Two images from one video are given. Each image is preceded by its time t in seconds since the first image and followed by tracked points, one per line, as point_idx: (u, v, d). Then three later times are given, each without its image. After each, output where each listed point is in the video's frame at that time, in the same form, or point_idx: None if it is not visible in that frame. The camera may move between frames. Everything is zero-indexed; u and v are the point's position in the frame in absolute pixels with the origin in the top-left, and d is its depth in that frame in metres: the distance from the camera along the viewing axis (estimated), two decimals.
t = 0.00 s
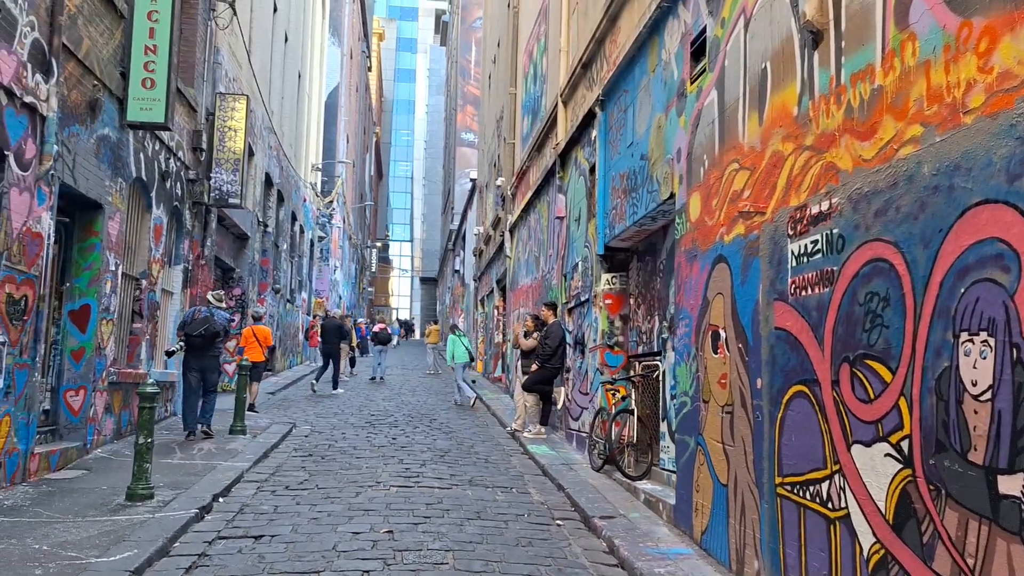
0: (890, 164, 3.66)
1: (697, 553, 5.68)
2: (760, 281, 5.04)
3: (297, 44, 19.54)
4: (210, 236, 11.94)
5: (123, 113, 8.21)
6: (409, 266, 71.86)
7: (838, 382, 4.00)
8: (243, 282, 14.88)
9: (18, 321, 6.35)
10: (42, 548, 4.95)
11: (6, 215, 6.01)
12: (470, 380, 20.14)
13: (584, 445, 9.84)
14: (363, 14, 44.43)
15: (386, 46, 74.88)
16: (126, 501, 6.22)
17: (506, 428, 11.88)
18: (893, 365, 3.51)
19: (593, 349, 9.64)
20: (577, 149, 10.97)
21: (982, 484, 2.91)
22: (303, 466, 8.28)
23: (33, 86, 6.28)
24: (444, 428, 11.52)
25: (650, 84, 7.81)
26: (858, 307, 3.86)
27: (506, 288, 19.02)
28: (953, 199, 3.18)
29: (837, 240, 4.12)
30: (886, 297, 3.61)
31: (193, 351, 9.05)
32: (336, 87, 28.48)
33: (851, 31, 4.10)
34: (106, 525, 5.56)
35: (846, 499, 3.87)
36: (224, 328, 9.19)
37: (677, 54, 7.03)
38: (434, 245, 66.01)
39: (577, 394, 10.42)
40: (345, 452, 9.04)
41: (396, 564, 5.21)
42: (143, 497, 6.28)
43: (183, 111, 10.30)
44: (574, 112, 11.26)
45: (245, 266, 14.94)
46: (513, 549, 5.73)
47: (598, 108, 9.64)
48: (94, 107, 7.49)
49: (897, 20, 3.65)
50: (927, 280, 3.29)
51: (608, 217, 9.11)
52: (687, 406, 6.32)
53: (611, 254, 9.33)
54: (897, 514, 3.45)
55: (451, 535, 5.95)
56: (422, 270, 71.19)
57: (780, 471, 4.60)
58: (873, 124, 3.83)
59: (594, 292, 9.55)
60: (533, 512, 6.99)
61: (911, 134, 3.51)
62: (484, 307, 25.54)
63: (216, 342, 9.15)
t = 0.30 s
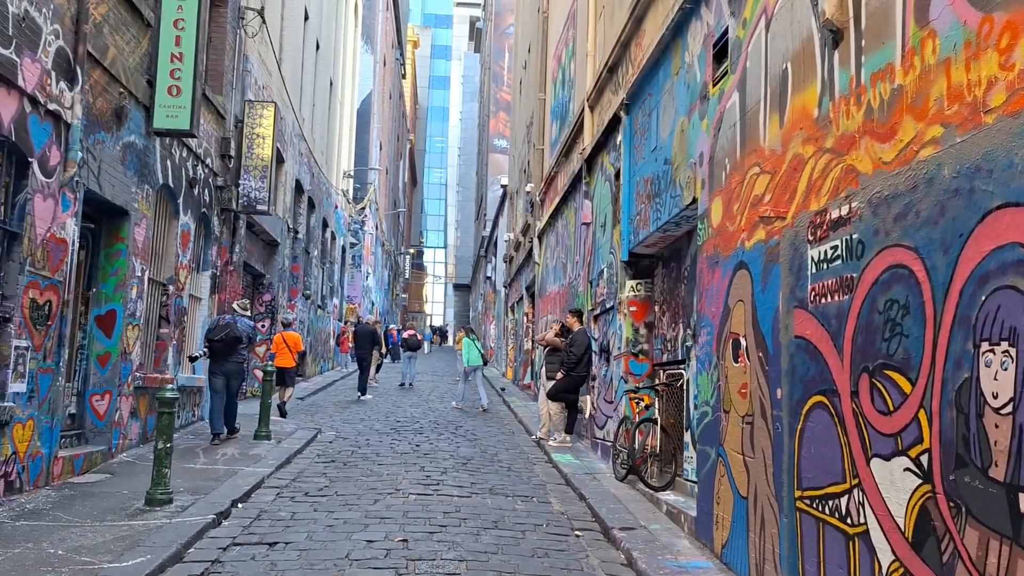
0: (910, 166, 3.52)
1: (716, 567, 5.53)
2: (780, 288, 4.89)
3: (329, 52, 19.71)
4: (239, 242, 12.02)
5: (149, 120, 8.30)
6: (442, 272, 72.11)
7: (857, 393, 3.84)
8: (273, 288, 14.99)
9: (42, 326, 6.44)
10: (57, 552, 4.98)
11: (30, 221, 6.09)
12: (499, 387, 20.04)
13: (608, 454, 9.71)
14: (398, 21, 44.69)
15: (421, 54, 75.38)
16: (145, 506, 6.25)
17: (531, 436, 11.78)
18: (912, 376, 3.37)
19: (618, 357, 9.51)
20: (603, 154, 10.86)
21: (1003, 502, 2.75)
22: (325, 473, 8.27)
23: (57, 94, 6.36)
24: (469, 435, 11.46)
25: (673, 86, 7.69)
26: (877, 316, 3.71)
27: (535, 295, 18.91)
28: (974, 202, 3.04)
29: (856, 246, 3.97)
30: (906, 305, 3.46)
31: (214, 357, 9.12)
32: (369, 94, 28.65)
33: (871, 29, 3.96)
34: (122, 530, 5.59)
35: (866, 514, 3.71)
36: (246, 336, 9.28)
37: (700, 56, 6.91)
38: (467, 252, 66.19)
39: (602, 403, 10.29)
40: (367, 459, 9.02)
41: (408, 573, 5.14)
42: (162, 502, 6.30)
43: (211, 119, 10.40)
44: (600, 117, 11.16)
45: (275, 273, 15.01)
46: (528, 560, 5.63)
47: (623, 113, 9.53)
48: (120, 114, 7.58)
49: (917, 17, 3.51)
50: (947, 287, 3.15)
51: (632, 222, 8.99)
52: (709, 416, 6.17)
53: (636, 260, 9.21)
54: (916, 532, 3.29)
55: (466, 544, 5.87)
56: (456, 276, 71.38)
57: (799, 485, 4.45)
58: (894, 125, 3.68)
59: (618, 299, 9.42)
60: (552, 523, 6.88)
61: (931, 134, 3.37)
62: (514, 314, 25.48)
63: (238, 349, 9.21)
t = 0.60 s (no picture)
0: (926, 163, 3.40)
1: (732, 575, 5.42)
2: (796, 289, 4.78)
3: (353, 57, 19.81)
4: (260, 245, 12.09)
5: (169, 124, 8.37)
6: (468, 277, 72.23)
7: (872, 397, 3.73)
8: (296, 291, 15.07)
9: (60, 328, 6.49)
10: (69, 554, 5.00)
11: (47, 224, 6.15)
12: (521, 391, 19.98)
13: (627, 459, 9.60)
14: (424, 26, 44.90)
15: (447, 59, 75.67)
16: (160, 508, 6.27)
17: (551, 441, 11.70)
18: (928, 380, 3.25)
19: (636, 361, 9.41)
20: (622, 156, 10.78)
21: (1022, 512, 2.63)
22: (341, 475, 8.26)
23: (75, 98, 6.43)
24: (488, 439, 11.42)
25: (691, 86, 7.60)
26: (893, 318, 3.59)
27: (557, 299, 18.83)
28: (991, 200, 2.92)
29: (872, 246, 3.86)
30: (922, 307, 3.35)
31: (240, 357, 9.21)
32: (394, 99, 28.74)
33: (888, 23, 3.85)
34: (135, 532, 5.61)
35: (881, 523, 3.60)
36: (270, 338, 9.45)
37: (717, 55, 6.81)
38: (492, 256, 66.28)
39: (622, 407, 10.19)
40: (384, 462, 9.00)
41: None
42: (176, 504, 6.32)
43: (232, 123, 10.47)
44: (620, 119, 11.06)
45: (298, 276, 15.05)
46: (540, 566, 5.56)
47: (642, 114, 9.44)
48: (139, 118, 7.65)
49: (934, 9, 3.40)
50: (964, 288, 3.03)
51: (651, 224, 8.90)
52: (725, 420, 6.07)
53: (654, 263, 9.12)
54: (932, 541, 3.17)
55: (478, 549, 5.82)
56: (482, 280, 71.48)
57: (815, 491, 4.33)
58: (910, 121, 3.57)
59: (637, 302, 9.33)
60: (567, 528, 6.80)
61: (948, 130, 3.25)
62: (537, 318, 25.40)
63: (263, 350, 9.35)
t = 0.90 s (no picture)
0: (959, 152, 3.22)
1: None
2: (825, 288, 4.59)
3: (384, 61, 19.88)
4: (288, 249, 12.12)
5: (195, 127, 8.40)
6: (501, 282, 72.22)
7: (903, 399, 3.54)
8: (325, 295, 15.11)
9: (84, 329, 6.52)
10: (86, 555, 4.99)
11: (71, 226, 6.19)
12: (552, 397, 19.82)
13: (656, 464, 9.42)
14: (456, 31, 45.06)
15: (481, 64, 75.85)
16: (181, 510, 6.25)
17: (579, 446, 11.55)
18: (962, 381, 3.06)
19: (665, 365, 9.25)
20: (651, 156, 10.61)
21: None
22: (365, 479, 8.21)
23: (99, 100, 6.47)
24: (515, 444, 11.30)
25: (720, 82, 7.42)
26: (925, 315, 3.41)
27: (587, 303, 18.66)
28: None
29: (903, 240, 3.67)
30: (955, 303, 3.16)
31: (270, 356, 9.22)
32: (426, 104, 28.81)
33: (919, 6, 3.67)
34: (154, 534, 5.59)
35: (913, 531, 3.41)
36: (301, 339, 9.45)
37: (746, 49, 6.64)
38: (525, 261, 66.21)
39: (651, 412, 10.01)
40: (409, 466, 8.93)
41: None
42: (197, 506, 6.30)
43: (259, 127, 10.52)
44: (649, 118, 10.89)
45: (327, 280, 15.10)
46: (561, 572, 5.42)
47: (671, 112, 9.28)
48: (164, 121, 7.68)
49: None
50: (999, 282, 2.85)
51: (680, 224, 8.73)
52: (753, 425, 5.88)
53: (683, 265, 8.94)
54: (966, 550, 2.99)
55: (498, 555, 5.70)
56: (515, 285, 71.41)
57: (844, 498, 4.14)
58: (942, 108, 3.39)
59: (666, 304, 9.16)
60: (591, 534, 6.66)
61: (982, 116, 3.07)
62: (568, 323, 25.21)
63: (294, 350, 9.35)
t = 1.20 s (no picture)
0: (1019, 145, 2.98)
1: None
2: (876, 292, 4.35)
3: (432, 67, 19.92)
4: (334, 254, 12.18)
5: (239, 134, 8.48)
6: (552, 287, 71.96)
7: (959, 410, 3.30)
8: (372, 300, 15.16)
9: (127, 334, 6.60)
10: (122, 560, 5.01)
11: (114, 231, 6.27)
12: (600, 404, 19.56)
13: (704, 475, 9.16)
14: (506, 35, 45.13)
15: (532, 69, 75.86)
16: (220, 515, 6.27)
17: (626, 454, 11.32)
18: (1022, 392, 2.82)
19: (714, 373, 8.99)
20: (700, 157, 10.35)
21: None
22: (406, 485, 8.15)
23: (142, 107, 6.54)
24: (561, 451, 11.13)
25: (768, 79, 7.18)
26: (982, 321, 3.17)
27: (636, 308, 18.38)
28: None
29: (958, 241, 3.43)
30: (1014, 307, 2.92)
31: (315, 359, 9.25)
32: (475, 109, 28.83)
33: None
34: (191, 538, 5.59)
35: (969, 552, 3.17)
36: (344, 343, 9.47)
37: (794, 44, 6.39)
38: (576, 266, 65.87)
39: (699, 420, 9.74)
40: (451, 473, 8.85)
41: None
42: (236, 511, 6.30)
43: (305, 133, 10.59)
44: (698, 118, 10.64)
45: (374, 285, 15.16)
46: None
47: (719, 112, 9.03)
48: (208, 128, 7.76)
49: None
50: None
51: (728, 227, 8.48)
52: (802, 435, 5.63)
53: (732, 269, 8.69)
54: None
55: (535, 566, 5.56)
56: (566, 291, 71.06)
57: (895, 515, 3.90)
58: (1000, 99, 3.15)
59: (714, 310, 8.90)
60: (634, 546, 6.46)
61: None
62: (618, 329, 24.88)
63: (338, 354, 9.37)
